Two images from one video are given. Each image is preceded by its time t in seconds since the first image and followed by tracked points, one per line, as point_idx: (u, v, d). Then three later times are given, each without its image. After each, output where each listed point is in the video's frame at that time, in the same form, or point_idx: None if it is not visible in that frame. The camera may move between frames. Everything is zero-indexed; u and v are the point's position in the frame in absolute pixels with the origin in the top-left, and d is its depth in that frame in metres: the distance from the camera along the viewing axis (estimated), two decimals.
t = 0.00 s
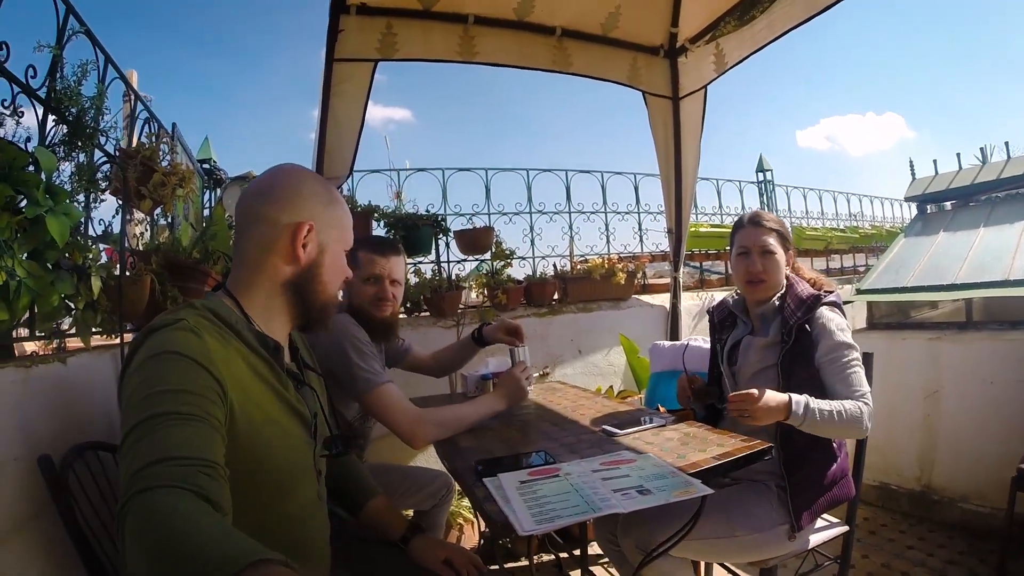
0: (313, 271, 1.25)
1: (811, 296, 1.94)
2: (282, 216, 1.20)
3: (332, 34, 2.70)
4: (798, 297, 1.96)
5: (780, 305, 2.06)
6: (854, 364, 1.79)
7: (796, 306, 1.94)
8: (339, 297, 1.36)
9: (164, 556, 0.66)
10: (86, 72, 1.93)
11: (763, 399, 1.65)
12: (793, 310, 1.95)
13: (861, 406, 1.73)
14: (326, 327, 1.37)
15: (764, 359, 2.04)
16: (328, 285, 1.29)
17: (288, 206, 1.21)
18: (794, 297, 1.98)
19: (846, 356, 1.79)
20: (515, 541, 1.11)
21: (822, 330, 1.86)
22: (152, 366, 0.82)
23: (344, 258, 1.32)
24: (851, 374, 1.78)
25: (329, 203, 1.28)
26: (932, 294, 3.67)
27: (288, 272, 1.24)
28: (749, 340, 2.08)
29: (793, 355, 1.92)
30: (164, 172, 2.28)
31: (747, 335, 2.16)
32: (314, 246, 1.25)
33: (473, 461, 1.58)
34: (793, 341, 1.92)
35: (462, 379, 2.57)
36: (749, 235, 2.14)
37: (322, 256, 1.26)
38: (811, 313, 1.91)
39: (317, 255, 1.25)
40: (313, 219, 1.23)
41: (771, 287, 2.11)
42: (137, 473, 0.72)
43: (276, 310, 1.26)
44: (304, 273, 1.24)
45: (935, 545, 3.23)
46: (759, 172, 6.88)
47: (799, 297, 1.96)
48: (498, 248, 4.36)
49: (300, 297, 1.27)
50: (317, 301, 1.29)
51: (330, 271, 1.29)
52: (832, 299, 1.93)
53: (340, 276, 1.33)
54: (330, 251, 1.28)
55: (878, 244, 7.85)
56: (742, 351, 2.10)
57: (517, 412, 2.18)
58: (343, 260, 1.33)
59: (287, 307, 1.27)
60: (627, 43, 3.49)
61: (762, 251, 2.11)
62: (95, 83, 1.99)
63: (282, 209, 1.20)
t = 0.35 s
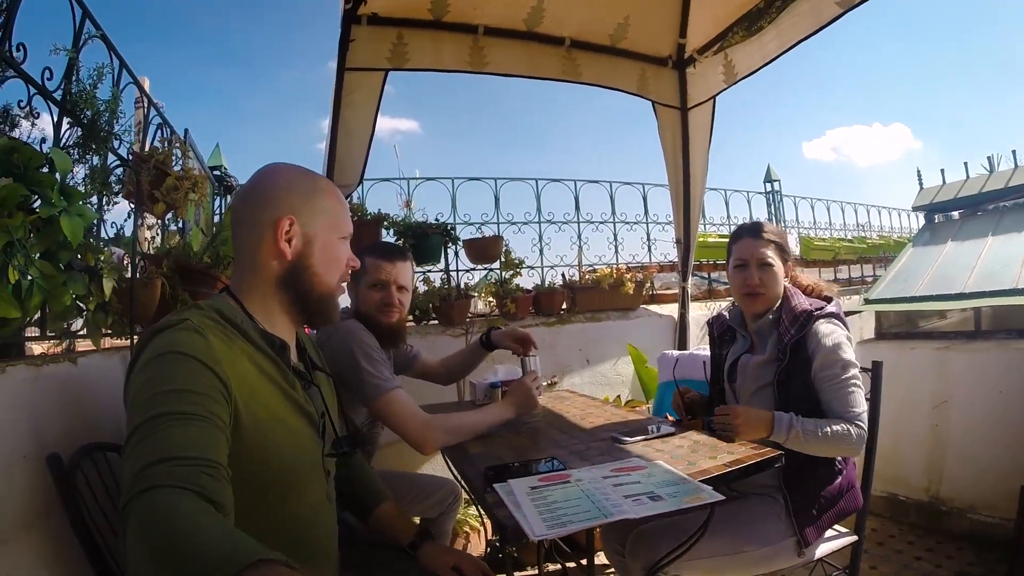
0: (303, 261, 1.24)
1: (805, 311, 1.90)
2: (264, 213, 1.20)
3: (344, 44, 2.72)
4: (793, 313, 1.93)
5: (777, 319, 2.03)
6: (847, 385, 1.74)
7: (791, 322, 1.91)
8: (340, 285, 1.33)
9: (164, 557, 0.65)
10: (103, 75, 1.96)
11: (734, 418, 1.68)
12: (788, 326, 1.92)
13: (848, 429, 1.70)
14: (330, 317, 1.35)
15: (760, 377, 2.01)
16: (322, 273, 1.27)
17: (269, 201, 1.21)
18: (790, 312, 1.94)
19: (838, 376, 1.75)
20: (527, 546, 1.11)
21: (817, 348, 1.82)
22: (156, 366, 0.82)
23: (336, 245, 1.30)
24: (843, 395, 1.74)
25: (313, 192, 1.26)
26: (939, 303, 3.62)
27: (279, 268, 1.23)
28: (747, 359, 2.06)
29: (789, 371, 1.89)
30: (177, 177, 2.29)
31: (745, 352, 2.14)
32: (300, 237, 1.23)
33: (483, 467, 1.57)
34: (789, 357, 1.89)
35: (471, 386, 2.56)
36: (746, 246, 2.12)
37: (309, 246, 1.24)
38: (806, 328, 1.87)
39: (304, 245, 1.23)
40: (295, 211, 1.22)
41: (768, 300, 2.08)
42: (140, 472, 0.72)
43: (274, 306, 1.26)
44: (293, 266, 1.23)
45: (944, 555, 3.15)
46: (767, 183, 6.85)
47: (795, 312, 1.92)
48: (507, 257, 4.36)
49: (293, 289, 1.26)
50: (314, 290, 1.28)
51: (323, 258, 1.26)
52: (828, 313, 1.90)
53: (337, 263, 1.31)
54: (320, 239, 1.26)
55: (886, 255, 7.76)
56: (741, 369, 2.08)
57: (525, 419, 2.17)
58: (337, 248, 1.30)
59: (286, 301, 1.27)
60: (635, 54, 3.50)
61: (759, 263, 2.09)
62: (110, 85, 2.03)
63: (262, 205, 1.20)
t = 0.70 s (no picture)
0: (302, 259, 1.24)
1: (793, 329, 1.89)
2: (263, 209, 1.20)
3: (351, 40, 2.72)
4: (783, 331, 1.91)
5: (766, 336, 2.03)
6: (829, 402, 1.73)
7: (779, 340, 1.90)
8: (339, 283, 1.33)
9: (161, 554, 0.65)
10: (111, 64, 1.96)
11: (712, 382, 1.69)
12: (777, 344, 1.91)
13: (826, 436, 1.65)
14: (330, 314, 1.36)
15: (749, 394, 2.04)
16: (321, 272, 1.28)
17: (268, 197, 1.20)
18: (779, 330, 1.93)
19: (820, 392, 1.75)
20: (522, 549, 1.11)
21: (801, 370, 1.81)
22: (156, 363, 0.82)
23: (336, 243, 1.30)
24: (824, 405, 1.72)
25: (314, 188, 1.26)
26: (934, 322, 3.63)
27: (278, 265, 1.23)
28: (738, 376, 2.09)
29: (772, 391, 1.91)
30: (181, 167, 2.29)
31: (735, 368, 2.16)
32: (298, 234, 1.23)
33: (478, 469, 1.57)
34: (775, 376, 1.90)
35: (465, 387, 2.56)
36: (712, 278, 2.07)
37: (307, 244, 1.24)
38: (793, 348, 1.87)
39: (303, 243, 1.23)
40: (293, 208, 1.22)
41: (745, 325, 2.06)
42: (138, 469, 0.72)
43: (272, 304, 1.26)
44: (292, 264, 1.24)
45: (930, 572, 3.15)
46: (767, 195, 6.87)
47: (783, 330, 1.91)
48: (505, 260, 4.36)
49: (293, 287, 1.26)
50: (313, 288, 1.28)
51: (322, 257, 1.27)
52: (816, 332, 1.88)
53: (335, 262, 1.31)
54: (319, 237, 1.26)
55: (881, 271, 7.80)
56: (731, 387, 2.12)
57: (520, 423, 2.17)
58: (336, 246, 1.30)
59: (286, 299, 1.27)
60: (641, 62, 3.52)
61: (723, 295, 2.05)
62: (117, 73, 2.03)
63: (262, 202, 1.20)
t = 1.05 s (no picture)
0: (300, 260, 1.24)
1: (771, 334, 1.90)
2: (262, 208, 1.19)
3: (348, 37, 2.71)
4: (760, 335, 1.93)
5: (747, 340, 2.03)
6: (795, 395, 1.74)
7: (756, 344, 1.92)
8: (336, 285, 1.33)
9: (160, 554, 0.65)
10: (110, 57, 1.95)
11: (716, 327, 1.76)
12: (754, 348, 1.93)
13: (765, 415, 1.64)
14: (325, 316, 1.35)
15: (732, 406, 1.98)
16: (319, 273, 1.27)
17: (267, 196, 1.20)
18: (756, 333, 1.94)
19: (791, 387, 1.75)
20: (521, 547, 1.12)
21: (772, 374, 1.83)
22: (152, 363, 0.81)
23: (334, 244, 1.29)
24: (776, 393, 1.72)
25: (314, 188, 1.25)
26: (923, 326, 3.68)
27: (276, 266, 1.23)
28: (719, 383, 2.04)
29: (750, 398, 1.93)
30: (179, 163, 2.26)
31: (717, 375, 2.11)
32: (298, 236, 1.23)
33: (474, 468, 1.57)
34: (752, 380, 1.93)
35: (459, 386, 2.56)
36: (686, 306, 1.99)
37: (306, 246, 1.23)
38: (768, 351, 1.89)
39: (302, 244, 1.23)
40: (292, 208, 1.21)
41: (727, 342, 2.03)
42: (136, 468, 0.72)
43: (270, 304, 1.25)
44: (290, 264, 1.23)
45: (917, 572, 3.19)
46: (759, 198, 6.92)
47: (762, 334, 1.92)
48: (499, 259, 4.35)
49: (290, 288, 1.26)
50: (311, 290, 1.28)
51: (320, 258, 1.26)
52: (795, 336, 1.88)
53: (333, 264, 1.30)
54: (318, 239, 1.25)
55: (872, 275, 7.87)
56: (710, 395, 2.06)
57: (514, 422, 2.18)
58: (334, 248, 1.30)
59: (283, 300, 1.27)
60: (638, 64, 3.53)
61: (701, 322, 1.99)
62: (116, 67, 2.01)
63: (260, 201, 1.19)
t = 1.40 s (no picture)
0: (312, 265, 1.25)
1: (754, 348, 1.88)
2: (279, 212, 1.19)
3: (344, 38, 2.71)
4: (742, 348, 1.90)
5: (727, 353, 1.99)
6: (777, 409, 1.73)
7: (739, 358, 1.89)
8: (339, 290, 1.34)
9: (160, 554, 0.65)
10: (110, 56, 1.94)
11: (708, 339, 1.75)
12: (736, 361, 1.90)
13: (745, 431, 1.63)
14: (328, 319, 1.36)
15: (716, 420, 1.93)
16: (327, 278, 1.28)
17: (284, 200, 1.19)
18: (738, 345, 1.91)
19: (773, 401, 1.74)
20: (520, 543, 1.13)
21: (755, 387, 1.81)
22: (152, 364, 0.81)
23: (342, 251, 1.31)
24: (756, 408, 1.71)
25: (329, 196, 1.26)
26: (916, 326, 3.71)
27: (285, 269, 1.23)
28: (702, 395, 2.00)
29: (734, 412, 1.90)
30: (177, 162, 2.25)
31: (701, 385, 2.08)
32: (311, 241, 1.23)
33: (471, 467, 1.58)
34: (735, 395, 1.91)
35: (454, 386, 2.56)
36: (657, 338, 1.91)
37: (318, 252, 1.24)
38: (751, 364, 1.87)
39: (314, 249, 1.24)
40: (309, 213, 1.22)
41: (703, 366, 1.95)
42: (136, 468, 0.72)
43: (275, 305, 1.25)
44: (301, 269, 1.24)
45: (910, 570, 3.22)
46: (753, 199, 6.95)
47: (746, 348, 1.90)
48: (494, 259, 4.35)
49: (297, 291, 1.26)
50: (317, 293, 1.29)
51: (330, 264, 1.27)
52: (781, 347, 1.87)
53: (339, 270, 1.31)
54: (329, 245, 1.26)
55: (864, 276, 7.93)
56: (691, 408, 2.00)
57: (510, 421, 2.18)
58: (341, 254, 1.31)
59: (288, 301, 1.27)
60: (633, 66, 3.54)
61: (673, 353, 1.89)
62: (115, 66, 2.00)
63: (277, 205, 1.19)
